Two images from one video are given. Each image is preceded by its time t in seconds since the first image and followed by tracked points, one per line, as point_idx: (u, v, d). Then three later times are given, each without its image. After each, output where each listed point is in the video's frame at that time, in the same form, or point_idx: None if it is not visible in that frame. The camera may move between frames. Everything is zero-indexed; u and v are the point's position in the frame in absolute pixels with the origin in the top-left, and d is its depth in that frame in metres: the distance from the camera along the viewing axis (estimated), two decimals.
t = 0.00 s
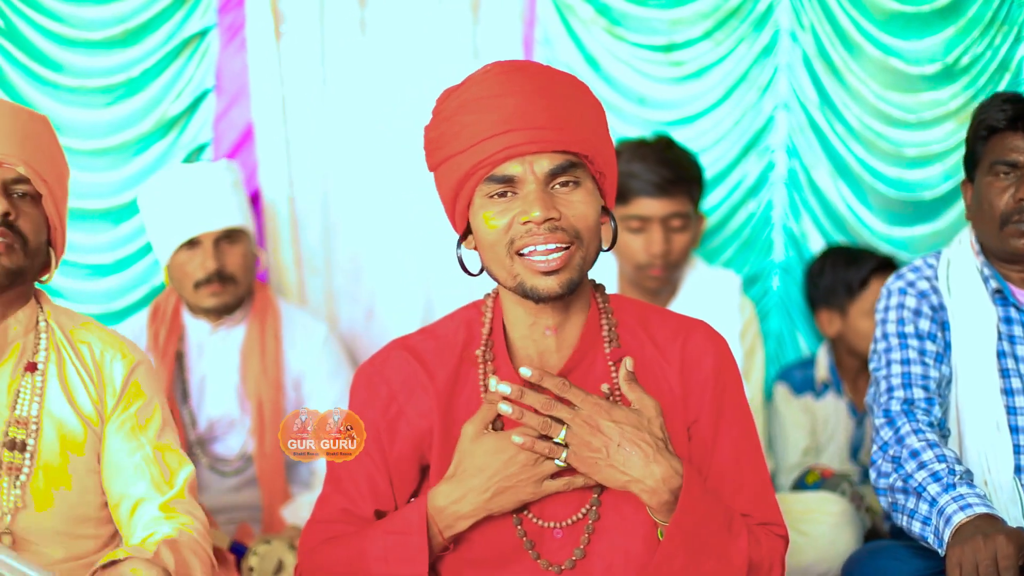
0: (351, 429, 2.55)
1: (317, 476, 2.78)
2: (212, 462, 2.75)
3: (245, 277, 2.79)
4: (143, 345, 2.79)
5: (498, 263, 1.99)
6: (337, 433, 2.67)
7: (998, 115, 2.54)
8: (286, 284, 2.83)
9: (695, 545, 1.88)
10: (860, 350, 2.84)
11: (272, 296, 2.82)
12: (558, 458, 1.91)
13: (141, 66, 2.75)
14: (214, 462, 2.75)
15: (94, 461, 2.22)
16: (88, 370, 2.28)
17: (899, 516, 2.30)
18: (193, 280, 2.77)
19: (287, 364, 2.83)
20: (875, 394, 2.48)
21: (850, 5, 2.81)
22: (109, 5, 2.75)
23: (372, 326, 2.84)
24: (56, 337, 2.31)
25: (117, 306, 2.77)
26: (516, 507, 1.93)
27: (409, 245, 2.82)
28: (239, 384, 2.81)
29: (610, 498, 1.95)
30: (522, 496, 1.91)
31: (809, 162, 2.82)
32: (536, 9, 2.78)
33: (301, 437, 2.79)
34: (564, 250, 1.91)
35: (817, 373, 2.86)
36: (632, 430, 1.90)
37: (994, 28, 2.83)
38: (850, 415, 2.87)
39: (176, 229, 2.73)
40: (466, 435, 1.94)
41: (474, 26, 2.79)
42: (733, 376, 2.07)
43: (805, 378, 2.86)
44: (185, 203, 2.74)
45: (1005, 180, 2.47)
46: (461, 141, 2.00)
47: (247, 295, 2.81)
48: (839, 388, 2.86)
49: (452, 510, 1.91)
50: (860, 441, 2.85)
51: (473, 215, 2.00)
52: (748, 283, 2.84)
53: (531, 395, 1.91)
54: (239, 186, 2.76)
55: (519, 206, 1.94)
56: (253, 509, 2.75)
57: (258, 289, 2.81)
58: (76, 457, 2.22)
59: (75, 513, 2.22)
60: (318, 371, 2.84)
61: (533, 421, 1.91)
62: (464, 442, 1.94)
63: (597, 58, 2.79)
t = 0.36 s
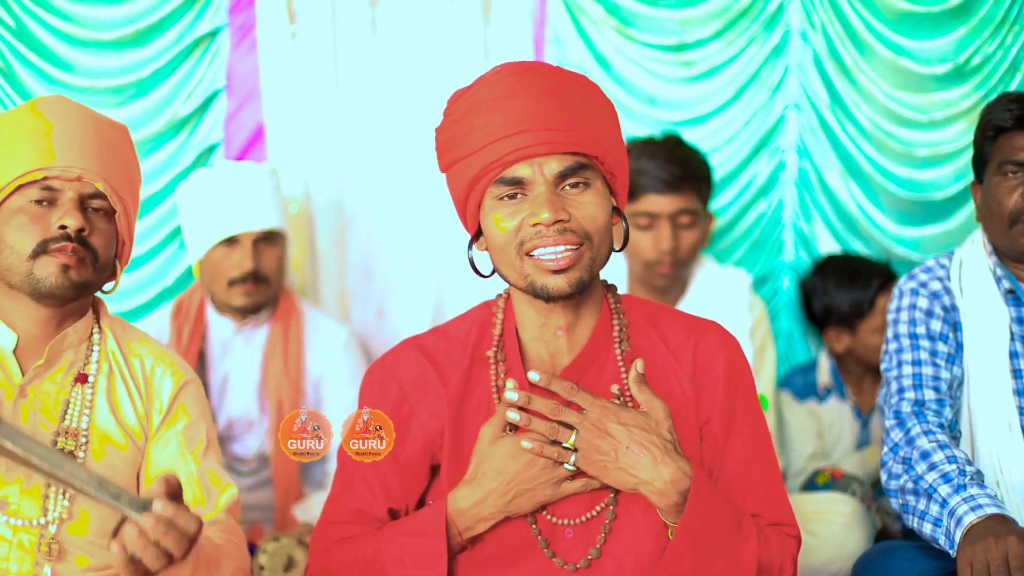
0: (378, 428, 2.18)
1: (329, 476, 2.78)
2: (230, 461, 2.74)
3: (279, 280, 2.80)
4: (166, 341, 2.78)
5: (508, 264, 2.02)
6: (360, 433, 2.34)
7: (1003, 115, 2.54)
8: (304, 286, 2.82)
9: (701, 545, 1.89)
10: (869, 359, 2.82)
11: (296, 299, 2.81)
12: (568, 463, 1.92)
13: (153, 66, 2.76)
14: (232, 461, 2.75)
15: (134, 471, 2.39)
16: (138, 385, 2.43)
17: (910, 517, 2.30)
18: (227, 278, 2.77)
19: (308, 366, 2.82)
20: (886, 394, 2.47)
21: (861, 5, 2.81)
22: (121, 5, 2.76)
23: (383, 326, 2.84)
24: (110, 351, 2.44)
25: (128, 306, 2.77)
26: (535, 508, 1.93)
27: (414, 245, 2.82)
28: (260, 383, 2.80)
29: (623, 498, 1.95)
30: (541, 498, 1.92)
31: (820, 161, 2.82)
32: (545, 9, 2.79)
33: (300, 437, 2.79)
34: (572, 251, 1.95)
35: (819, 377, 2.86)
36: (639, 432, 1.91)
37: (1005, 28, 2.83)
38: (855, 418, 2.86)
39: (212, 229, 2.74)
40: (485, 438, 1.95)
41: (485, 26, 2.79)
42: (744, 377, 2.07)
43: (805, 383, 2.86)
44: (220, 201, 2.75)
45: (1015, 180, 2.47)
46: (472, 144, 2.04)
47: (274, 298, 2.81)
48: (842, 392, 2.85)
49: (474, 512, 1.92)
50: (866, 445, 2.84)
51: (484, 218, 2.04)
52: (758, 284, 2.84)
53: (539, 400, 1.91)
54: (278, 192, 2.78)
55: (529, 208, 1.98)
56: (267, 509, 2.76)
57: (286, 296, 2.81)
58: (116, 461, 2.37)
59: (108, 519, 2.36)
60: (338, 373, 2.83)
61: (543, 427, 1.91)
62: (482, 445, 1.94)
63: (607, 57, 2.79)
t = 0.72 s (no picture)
0: (407, 428, 2.10)
1: (330, 476, 2.78)
2: (231, 461, 2.75)
3: (274, 277, 2.79)
4: (165, 342, 2.78)
5: (504, 264, 2.02)
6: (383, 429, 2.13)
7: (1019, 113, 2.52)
8: (304, 285, 2.82)
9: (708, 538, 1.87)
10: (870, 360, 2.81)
11: (295, 297, 2.81)
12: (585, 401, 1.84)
13: (153, 66, 2.76)
14: (233, 461, 2.75)
15: (130, 477, 2.53)
16: (132, 387, 2.58)
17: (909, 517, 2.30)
18: (223, 277, 2.77)
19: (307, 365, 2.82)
20: (886, 393, 2.47)
21: (861, 5, 2.81)
22: (120, 6, 2.76)
23: (384, 325, 2.84)
24: (102, 358, 2.59)
25: (127, 306, 2.77)
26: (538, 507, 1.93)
27: (415, 244, 2.82)
28: (259, 383, 2.80)
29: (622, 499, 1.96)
30: (543, 497, 1.92)
31: (819, 161, 2.82)
32: (546, 9, 2.79)
33: (300, 437, 2.79)
34: (566, 248, 1.94)
35: (817, 379, 2.85)
36: (668, 399, 1.82)
37: (1005, 28, 2.83)
38: (853, 420, 2.84)
39: (209, 226, 2.75)
40: (488, 438, 1.94)
41: (485, 26, 2.79)
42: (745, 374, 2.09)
43: (804, 384, 2.85)
44: (209, 199, 2.76)
45: None
46: (463, 145, 2.05)
47: (271, 295, 2.80)
48: (840, 394, 2.84)
49: (477, 512, 1.92)
50: (865, 445, 2.83)
51: (479, 219, 2.05)
52: (758, 284, 2.84)
53: (579, 342, 1.78)
54: (273, 190, 2.77)
55: (520, 206, 1.98)
56: (267, 509, 2.76)
57: (282, 291, 2.81)
58: (115, 466, 2.52)
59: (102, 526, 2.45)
60: (336, 372, 2.83)
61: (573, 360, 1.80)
62: (485, 444, 1.94)
63: (608, 57, 2.79)
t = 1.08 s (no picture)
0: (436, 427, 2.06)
1: (329, 476, 2.78)
2: (222, 462, 2.77)
3: (254, 278, 2.80)
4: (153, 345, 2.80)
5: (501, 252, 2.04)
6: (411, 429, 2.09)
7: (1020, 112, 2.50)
8: (297, 286, 2.83)
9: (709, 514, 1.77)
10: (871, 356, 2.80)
11: (283, 295, 2.82)
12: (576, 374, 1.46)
13: (152, 66, 2.76)
14: (224, 462, 2.77)
15: (108, 472, 2.25)
16: (106, 383, 2.30)
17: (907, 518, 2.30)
18: (202, 280, 2.78)
19: (296, 364, 2.82)
20: (883, 395, 2.48)
21: (861, 5, 2.81)
22: (120, 5, 2.76)
23: (383, 325, 2.83)
24: (74, 351, 2.33)
25: (126, 306, 2.80)
26: (533, 498, 1.93)
27: (414, 244, 2.81)
28: (249, 385, 2.81)
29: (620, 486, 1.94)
30: (539, 488, 1.91)
31: (819, 161, 2.82)
32: (546, 9, 2.79)
33: (300, 437, 2.79)
34: (563, 238, 1.95)
35: (820, 377, 2.84)
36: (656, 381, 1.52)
37: (1005, 28, 2.83)
38: (856, 418, 2.83)
39: (186, 231, 2.74)
40: (483, 429, 1.97)
41: (485, 26, 2.79)
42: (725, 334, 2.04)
43: (807, 382, 2.85)
44: (197, 199, 2.75)
45: None
46: (468, 132, 2.07)
47: (254, 295, 2.81)
48: (844, 392, 2.83)
49: (472, 504, 1.93)
50: (866, 444, 2.81)
51: (479, 205, 2.06)
52: (758, 284, 2.84)
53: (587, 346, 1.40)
54: (246, 186, 2.77)
55: (523, 194, 1.99)
56: (265, 509, 2.76)
57: (269, 289, 2.81)
58: (91, 462, 2.25)
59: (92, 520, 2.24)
60: (327, 370, 2.82)
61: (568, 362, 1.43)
62: (480, 436, 1.97)
63: (607, 57, 2.79)
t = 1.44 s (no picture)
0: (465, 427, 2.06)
1: (330, 476, 2.77)
2: (228, 462, 2.77)
3: (274, 280, 2.80)
4: (163, 343, 2.81)
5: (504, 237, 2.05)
6: (439, 429, 2.07)
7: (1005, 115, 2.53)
8: (303, 286, 2.82)
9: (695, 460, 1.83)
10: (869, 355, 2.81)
11: (295, 299, 2.82)
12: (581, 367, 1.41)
13: (153, 66, 2.76)
14: (231, 462, 2.77)
15: (95, 462, 2.22)
16: (88, 374, 2.25)
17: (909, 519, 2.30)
18: (223, 280, 2.77)
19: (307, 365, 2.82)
20: (885, 396, 2.47)
21: (861, 5, 2.81)
22: (121, 6, 2.76)
23: (383, 325, 2.84)
24: (56, 343, 2.27)
25: (126, 306, 2.80)
26: (528, 492, 1.95)
27: (415, 244, 2.81)
28: (260, 382, 2.81)
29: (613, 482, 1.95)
30: (534, 483, 1.94)
31: (819, 161, 2.82)
32: (545, 9, 2.79)
33: (300, 437, 2.79)
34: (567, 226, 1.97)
35: (819, 378, 2.86)
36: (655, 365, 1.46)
37: (1005, 28, 2.83)
38: (854, 419, 2.85)
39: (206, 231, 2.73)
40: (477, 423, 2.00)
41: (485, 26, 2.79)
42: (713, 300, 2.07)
43: (805, 383, 2.86)
44: (203, 199, 2.74)
45: (1015, 181, 2.47)
46: (486, 116, 2.08)
47: (271, 298, 2.81)
48: (842, 393, 2.85)
49: (467, 499, 1.96)
50: (865, 446, 2.84)
51: (487, 188, 2.07)
52: (758, 284, 2.84)
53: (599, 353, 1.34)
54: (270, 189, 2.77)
55: (533, 181, 2.01)
56: (267, 510, 2.77)
57: (282, 293, 2.81)
58: (75, 454, 2.21)
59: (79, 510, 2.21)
60: (336, 373, 2.83)
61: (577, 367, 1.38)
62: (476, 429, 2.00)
63: (607, 57, 2.79)
